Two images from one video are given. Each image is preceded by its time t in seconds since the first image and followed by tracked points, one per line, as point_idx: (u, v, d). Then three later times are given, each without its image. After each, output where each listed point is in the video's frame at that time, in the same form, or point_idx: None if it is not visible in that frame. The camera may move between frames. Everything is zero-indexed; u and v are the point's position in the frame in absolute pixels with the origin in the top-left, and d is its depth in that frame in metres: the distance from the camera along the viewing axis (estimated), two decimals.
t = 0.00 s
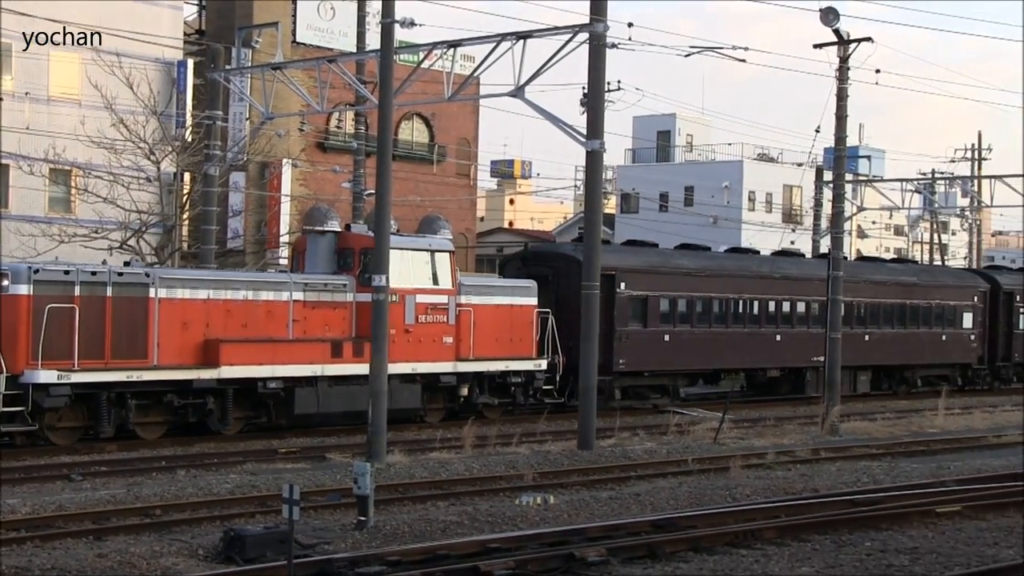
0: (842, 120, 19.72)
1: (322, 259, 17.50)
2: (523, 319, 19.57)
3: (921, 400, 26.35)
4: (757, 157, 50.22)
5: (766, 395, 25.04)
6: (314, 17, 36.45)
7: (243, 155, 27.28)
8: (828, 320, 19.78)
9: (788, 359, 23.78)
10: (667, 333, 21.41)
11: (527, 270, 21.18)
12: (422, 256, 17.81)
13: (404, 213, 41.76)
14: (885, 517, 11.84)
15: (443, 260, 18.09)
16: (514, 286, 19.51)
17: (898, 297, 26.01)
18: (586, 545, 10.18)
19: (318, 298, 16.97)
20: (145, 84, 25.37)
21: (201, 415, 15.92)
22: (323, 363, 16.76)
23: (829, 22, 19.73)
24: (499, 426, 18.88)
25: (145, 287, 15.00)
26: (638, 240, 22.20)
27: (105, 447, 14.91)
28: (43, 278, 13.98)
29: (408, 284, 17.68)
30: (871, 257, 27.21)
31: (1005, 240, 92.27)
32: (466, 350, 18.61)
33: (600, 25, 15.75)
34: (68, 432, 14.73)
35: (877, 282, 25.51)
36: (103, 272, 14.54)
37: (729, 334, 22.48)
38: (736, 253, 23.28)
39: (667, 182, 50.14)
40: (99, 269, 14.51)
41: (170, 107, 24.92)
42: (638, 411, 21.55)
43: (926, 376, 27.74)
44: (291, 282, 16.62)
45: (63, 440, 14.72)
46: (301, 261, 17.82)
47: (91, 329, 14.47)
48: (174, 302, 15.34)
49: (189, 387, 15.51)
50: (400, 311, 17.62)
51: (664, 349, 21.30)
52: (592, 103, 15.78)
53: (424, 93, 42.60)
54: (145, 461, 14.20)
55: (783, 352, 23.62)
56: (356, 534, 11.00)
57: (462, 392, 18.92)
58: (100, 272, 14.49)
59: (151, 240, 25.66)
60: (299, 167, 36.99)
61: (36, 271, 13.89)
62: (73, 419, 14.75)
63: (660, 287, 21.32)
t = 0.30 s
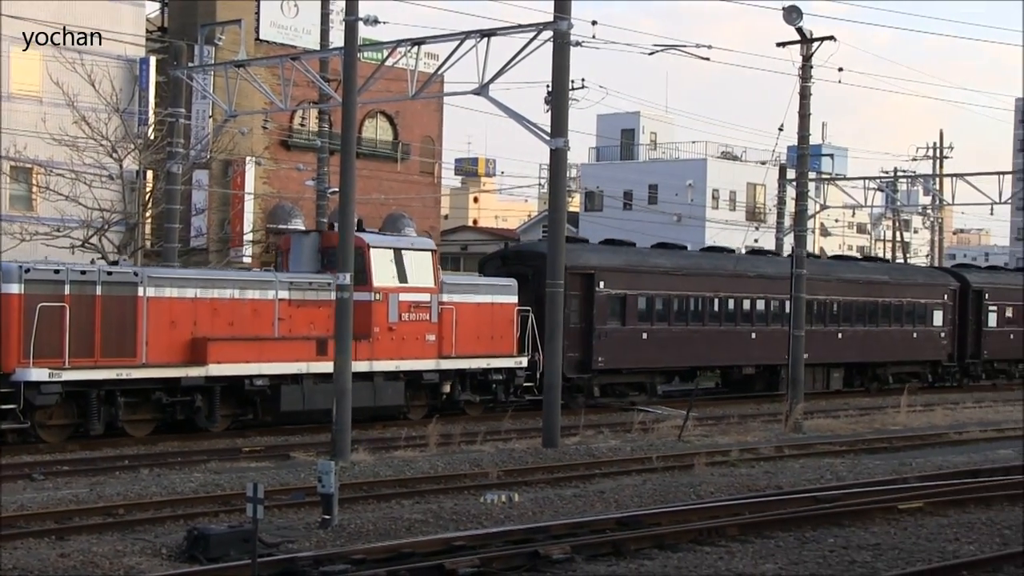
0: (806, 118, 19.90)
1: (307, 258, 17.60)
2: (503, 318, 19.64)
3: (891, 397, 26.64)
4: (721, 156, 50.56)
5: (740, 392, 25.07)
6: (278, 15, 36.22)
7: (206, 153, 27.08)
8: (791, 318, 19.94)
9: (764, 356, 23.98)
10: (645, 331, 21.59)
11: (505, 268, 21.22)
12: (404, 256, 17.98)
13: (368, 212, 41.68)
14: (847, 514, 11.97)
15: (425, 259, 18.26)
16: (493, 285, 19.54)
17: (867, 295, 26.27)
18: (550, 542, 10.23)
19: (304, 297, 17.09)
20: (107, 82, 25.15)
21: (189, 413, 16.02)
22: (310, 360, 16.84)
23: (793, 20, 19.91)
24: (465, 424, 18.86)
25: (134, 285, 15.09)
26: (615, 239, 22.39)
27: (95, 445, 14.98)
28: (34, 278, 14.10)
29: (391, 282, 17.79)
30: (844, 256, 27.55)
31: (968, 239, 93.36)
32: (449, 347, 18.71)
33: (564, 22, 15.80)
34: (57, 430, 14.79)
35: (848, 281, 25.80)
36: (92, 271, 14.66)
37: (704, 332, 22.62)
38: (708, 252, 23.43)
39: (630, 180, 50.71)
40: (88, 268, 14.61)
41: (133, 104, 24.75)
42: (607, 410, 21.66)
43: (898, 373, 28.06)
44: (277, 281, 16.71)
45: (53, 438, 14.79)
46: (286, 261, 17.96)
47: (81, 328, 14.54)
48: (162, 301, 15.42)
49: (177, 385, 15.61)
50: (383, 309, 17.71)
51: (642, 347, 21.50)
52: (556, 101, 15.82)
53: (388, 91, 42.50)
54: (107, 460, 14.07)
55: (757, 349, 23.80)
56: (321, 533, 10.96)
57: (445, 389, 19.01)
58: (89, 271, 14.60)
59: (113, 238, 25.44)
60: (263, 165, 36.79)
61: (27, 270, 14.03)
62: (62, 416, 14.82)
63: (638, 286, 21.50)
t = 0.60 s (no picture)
0: (775, 115, 20.06)
1: (296, 259, 17.75)
2: (490, 315, 19.81)
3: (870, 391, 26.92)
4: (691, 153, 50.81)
5: (722, 388, 25.14)
6: (246, 13, 36.03)
7: (176, 151, 26.91)
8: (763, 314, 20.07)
9: (746, 352, 24.15)
10: (630, 328, 21.78)
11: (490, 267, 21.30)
12: (393, 254, 18.14)
13: (339, 210, 41.62)
14: (818, 509, 12.08)
15: (414, 258, 18.47)
16: (481, 282, 19.75)
17: (845, 292, 26.50)
18: (523, 540, 10.26)
19: (295, 296, 17.32)
20: (75, 81, 24.94)
21: (184, 411, 16.22)
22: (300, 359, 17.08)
23: (761, 17, 20.05)
24: (436, 421, 18.83)
25: (129, 285, 15.21)
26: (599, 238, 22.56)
27: (90, 443, 15.15)
28: (32, 278, 14.17)
29: (381, 281, 17.92)
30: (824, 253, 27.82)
31: (936, 235, 94.43)
32: (437, 345, 18.85)
33: (533, 20, 15.83)
34: (54, 428, 14.91)
35: (827, 278, 26.06)
36: (89, 271, 14.75)
37: (688, 329, 22.81)
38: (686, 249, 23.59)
39: (600, 177, 51.05)
40: (85, 268, 14.70)
41: (102, 103, 24.56)
42: (576, 406, 21.39)
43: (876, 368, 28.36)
44: (269, 281, 16.87)
45: (50, 436, 14.92)
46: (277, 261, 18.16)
47: (78, 328, 14.66)
48: (157, 300, 15.56)
49: (172, 383, 15.80)
50: (373, 308, 17.83)
51: (626, 344, 21.68)
52: (526, 100, 15.86)
53: (358, 89, 42.40)
54: (77, 460, 13.96)
55: (740, 345, 24.01)
56: (293, 532, 10.94)
57: (434, 386, 19.24)
58: (86, 271, 14.69)
59: (82, 237, 25.24)
60: (233, 163, 36.62)
61: (25, 271, 14.10)
62: (60, 415, 14.93)
63: (623, 284, 21.68)
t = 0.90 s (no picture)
0: (751, 114, 20.18)
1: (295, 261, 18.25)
2: (485, 315, 20.15)
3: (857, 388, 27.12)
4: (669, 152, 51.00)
5: (712, 386, 25.13)
6: (222, 14, 35.88)
7: (152, 153, 26.77)
8: (741, 312, 20.18)
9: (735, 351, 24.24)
10: (621, 327, 21.90)
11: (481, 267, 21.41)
12: (391, 256, 18.52)
13: (317, 211, 41.56)
14: (798, 506, 12.17)
15: (410, 259, 18.79)
16: (477, 282, 20.13)
17: (831, 290, 26.68)
18: (503, 540, 10.29)
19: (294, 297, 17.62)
20: (50, 82, 24.78)
21: (186, 412, 16.48)
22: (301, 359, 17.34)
23: (737, 16, 20.17)
24: (414, 422, 18.79)
25: (132, 288, 15.54)
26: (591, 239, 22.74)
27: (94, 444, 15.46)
28: (38, 281, 14.54)
29: (379, 282, 18.32)
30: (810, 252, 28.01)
31: (912, 232, 95.18)
32: (434, 345, 19.10)
33: (510, 20, 15.87)
34: (58, 430, 15.28)
35: (813, 276, 26.25)
36: (92, 274, 15.09)
37: (679, 327, 22.92)
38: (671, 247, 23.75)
39: (579, 176, 51.17)
40: (89, 271, 15.05)
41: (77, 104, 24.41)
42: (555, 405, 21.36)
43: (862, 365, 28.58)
44: (269, 282, 17.24)
45: (56, 437, 15.29)
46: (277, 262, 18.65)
47: (82, 330, 14.99)
48: (159, 303, 15.88)
49: (175, 384, 16.09)
50: (371, 309, 18.15)
51: (618, 343, 21.80)
52: (503, 101, 15.92)
53: (335, 90, 42.33)
54: (55, 464, 13.89)
55: (729, 343, 24.15)
56: (272, 534, 10.93)
57: (431, 385, 19.44)
58: (90, 274, 15.03)
59: (58, 240, 25.07)
60: (210, 165, 36.48)
61: (31, 274, 14.45)
62: (64, 416, 15.28)
63: (615, 283, 21.82)
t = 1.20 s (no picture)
0: (735, 114, 20.26)
1: (299, 263, 18.37)
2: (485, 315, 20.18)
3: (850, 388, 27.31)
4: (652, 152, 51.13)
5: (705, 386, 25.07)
6: (206, 14, 35.79)
7: (135, 153, 26.70)
8: (725, 312, 20.22)
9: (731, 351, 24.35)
10: (619, 327, 22.03)
11: (477, 268, 21.51)
12: (392, 256, 18.61)
13: (301, 211, 41.55)
14: (781, 506, 12.22)
15: (412, 259, 18.89)
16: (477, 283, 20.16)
17: (823, 291, 26.84)
18: (487, 540, 10.31)
19: (298, 297, 17.75)
20: (32, 81, 24.69)
21: (193, 411, 16.67)
22: (305, 359, 17.52)
23: (721, 17, 20.23)
24: (398, 422, 18.76)
25: (141, 289, 15.69)
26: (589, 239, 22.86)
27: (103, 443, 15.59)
28: (48, 282, 14.69)
29: (382, 283, 18.40)
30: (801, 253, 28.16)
31: (894, 232, 95.77)
32: (435, 344, 19.23)
33: (494, 20, 15.88)
34: (68, 429, 15.35)
35: (802, 276, 26.37)
36: (102, 275, 15.23)
37: (674, 327, 23.01)
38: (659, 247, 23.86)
39: (563, 176, 51.24)
40: (98, 272, 15.18)
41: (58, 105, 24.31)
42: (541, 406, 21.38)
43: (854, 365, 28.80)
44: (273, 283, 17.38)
45: (65, 436, 15.38)
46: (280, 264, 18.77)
47: (92, 331, 15.13)
48: (167, 303, 16.02)
49: (182, 384, 16.25)
50: (374, 309, 18.28)
51: (615, 343, 21.93)
52: (487, 100, 15.90)
53: (318, 90, 42.27)
54: (37, 464, 13.83)
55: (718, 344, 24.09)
56: (256, 534, 10.91)
57: (432, 385, 19.57)
58: (99, 275, 15.17)
59: (40, 240, 24.98)
60: (193, 165, 36.40)
61: (41, 275, 14.61)
62: (74, 415, 15.40)
63: (612, 284, 21.96)
